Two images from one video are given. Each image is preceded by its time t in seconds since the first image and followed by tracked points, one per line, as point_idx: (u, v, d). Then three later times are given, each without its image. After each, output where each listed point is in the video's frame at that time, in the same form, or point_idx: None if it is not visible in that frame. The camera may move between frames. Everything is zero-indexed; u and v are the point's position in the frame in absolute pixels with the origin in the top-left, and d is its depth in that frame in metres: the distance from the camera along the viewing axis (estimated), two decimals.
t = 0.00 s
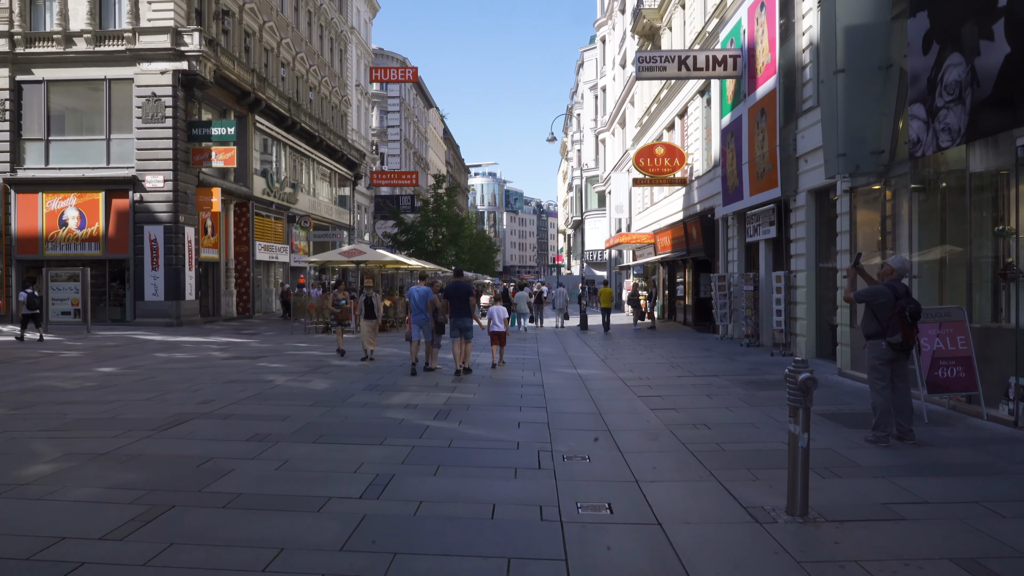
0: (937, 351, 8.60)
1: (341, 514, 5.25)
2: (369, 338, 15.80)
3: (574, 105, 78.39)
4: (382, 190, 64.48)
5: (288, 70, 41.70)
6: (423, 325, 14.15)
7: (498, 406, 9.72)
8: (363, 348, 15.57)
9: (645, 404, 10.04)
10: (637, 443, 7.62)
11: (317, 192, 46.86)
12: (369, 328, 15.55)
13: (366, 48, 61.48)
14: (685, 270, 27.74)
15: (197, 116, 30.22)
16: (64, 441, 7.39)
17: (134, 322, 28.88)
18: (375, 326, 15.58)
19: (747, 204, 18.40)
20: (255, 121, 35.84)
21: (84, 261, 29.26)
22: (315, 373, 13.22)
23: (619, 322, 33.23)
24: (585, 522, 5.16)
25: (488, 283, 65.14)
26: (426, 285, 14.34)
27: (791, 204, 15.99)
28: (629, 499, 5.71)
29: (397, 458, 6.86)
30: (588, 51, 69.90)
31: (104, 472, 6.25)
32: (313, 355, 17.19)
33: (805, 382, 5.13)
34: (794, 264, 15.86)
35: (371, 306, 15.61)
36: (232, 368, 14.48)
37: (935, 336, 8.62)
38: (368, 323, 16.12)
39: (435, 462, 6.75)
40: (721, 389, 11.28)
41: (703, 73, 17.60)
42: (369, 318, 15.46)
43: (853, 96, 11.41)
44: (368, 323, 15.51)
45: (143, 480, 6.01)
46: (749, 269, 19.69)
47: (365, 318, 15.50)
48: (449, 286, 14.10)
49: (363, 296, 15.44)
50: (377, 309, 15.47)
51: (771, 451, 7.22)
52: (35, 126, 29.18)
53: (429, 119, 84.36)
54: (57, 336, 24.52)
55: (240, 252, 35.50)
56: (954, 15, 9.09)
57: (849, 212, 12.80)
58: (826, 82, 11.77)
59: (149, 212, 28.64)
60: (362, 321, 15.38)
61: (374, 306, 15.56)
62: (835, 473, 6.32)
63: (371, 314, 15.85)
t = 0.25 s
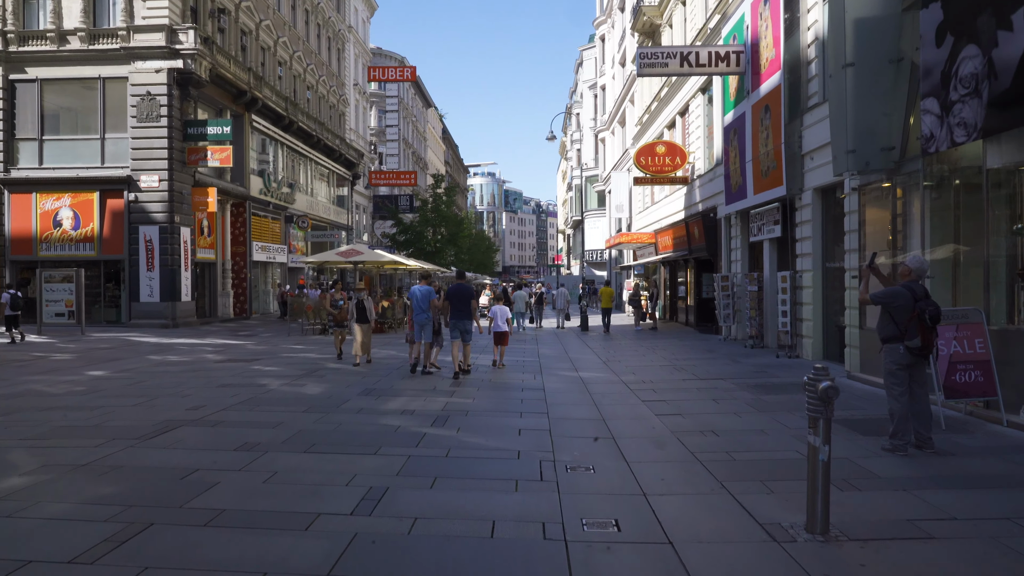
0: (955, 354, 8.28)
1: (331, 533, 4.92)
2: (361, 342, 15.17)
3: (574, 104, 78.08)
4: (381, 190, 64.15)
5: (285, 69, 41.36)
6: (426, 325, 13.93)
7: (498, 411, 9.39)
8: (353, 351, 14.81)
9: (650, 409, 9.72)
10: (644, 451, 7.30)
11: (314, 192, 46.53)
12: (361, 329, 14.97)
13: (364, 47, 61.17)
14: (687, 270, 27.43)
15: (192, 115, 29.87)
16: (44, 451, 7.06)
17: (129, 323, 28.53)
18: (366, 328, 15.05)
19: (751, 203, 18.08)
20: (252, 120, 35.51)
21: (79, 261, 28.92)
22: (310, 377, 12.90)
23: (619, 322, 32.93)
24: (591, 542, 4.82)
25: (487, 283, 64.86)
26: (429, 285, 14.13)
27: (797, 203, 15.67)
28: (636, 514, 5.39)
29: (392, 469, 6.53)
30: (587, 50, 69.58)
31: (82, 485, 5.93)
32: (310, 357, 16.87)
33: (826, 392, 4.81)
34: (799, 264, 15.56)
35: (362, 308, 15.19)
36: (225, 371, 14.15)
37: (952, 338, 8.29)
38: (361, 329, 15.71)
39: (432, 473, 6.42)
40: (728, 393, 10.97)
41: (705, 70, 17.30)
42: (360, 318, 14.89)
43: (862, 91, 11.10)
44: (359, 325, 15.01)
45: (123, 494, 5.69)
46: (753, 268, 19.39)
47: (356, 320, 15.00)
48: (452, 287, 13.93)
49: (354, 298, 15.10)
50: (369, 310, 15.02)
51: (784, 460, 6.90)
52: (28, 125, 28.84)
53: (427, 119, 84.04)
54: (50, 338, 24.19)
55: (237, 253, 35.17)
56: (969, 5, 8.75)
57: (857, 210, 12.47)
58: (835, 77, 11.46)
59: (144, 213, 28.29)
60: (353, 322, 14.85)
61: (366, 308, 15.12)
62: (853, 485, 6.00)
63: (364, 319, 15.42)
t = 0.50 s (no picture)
0: (980, 356, 7.90)
1: (323, 545, 4.60)
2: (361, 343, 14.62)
3: (579, 103, 77.68)
4: (384, 190, 63.90)
5: (288, 67, 41.09)
6: (430, 324, 13.61)
7: (501, 413, 9.08)
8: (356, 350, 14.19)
9: (660, 412, 9.39)
10: (655, 457, 6.97)
11: (318, 191, 46.27)
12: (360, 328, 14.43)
13: (368, 46, 60.92)
14: (694, 270, 27.05)
15: (194, 113, 29.61)
16: (27, 456, 6.75)
17: (130, 323, 28.28)
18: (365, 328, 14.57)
19: (761, 201, 17.72)
20: (254, 118, 35.24)
21: (80, 260, 28.69)
22: (310, 378, 12.59)
23: (625, 322, 32.55)
24: (602, 559, 4.47)
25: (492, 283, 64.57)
26: (434, 283, 13.89)
27: (808, 200, 15.30)
28: (649, 526, 5.06)
29: (391, 476, 6.21)
30: (592, 49, 69.17)
31: (63, 493, 5.61)
32: (310, 358, 16.55)
33: (855, 396, 4.47)
34: (811, 263, 15.19)
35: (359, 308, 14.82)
36: (223, 372, 13.86)
37: (978, 339, 7.92)
38: (361, 329, 15.34)
39: (432, 481, 6.09)
40: (739, 395, 10.61)
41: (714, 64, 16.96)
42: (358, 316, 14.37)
43: (879, 82, 10.77)
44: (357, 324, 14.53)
45: (105, 503, 5.37)
46: (762, 268, 19.03)
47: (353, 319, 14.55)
48: (459, 286, 13.69)
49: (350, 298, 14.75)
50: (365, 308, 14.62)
51: (804, 467, 6.55)
52: (29, 123, 28.64)
53: (432, 118, 83.79)
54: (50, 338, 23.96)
55: (240, 252, 34.91)
56: None
57: (873, 206, 12.11)
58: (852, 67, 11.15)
59: (145, 211, 28.02)
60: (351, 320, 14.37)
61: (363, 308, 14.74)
62: (879, 495, 5.65)
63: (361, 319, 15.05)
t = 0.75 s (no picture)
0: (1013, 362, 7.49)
1: (311, 573, 4.21)
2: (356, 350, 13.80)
3: (584, 102, 77.21)
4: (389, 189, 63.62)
5: (292, 66, 40.77)
6: (434, 327, 13.25)
7: (506, 421, 8.70)
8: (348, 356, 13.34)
9: (672, 419, 8.99)
10: (669, 470, 6.56)
11: (322, 190, 45.99)
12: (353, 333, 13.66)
13: (372, 44, 60.60)
14: (702, 270, 26.63)
15: (196, 112, 29.30)
16: (5, 468, 6.40)
17: (131, 324, 28.02)
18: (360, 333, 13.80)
19: (773, 200, 17.29)
20: (257, 117, 34.94)
21: (81, 260, 28.44)
22: (309, 382, 12.24)
23: (631, 323, 32.16)
24: None
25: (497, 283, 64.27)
26: (437, 285, 13.49)
27: (822, 199, 14.88)
28: (667, 549, 4.66)
29: (389, 491, 5.82)
30: (598, 47, 68.72)
31: (38, 512, 5.25)
32: (311, 360, 16.21)
33: (897, 411, 4.06)
34: (825, 264, 14.76)
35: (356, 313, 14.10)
36: (221, 375, 13.51)
37: (1011, 344, 7.50)
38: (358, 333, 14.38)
39: (432, 496, 5.71)
40: (754, 401, 10.20)
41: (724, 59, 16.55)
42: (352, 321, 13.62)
43: (901, 75, 10.33)
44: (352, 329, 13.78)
45: (82, 524, 5.00)
46: (774, 268, 18.61)
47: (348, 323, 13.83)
48: (463, 286, 13.33)
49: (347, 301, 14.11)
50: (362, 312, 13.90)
51: (829, 481, 6.13)
52: (30, 122, 28.39)
53: (436, 118, 83.46)
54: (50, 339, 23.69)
55: (242, 252, 34.64)
56: None
57: (892, 204, 11.66)
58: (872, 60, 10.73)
59: (147, 211, 27.72)
60: (344, 323, 13.63)
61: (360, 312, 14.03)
62: (913, 514, 5.24)
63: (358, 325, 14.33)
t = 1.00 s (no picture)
0: None
1: None
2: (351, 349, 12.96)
3: (587, 102, 76.84)
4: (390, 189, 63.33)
5: (292, 64, 40.48)
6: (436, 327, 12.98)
7: (507, 424, 8.36)
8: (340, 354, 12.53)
9: (680, 422, 8.65)
10: (679, 477, 6.22)
11: (323, 189, 45.71)
12: (348, 330, 12.88)
13: (374, 43, 60.31)
14: (707, 269, 26.27)
15: (195, 110, 29.01)
16: None
17: (130, 324, 27.73)
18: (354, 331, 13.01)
19: (781, 197, 16.93)
20: (258, 116, 34.67)
21: (79, 260, 28.17)
22: (306, 383, 11.91)
23: (635, 323, 31.80)
24: None
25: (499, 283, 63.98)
26: (437, 284, 13.18)
27: (831, 197, 14.54)
28: (680, 564, 4.33)
29: (383, 500, 5.48)
30: (601, 46, 68.36)
31: (8, 523, 4.93)
32: (309, 361, 15.89)
33: (933, 417, 3.71)
34: (834, 263, 14.42)
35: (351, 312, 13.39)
36: (216, 376, 13.20)
37: None
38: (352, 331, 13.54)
39: (428, 507, 5.37)
40: (764, 404, 9.85)
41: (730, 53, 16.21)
42: (348, 317, 12.86)
43: (917, 67, 10.05)
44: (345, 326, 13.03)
45: (53, 537, 4.66)
46: (781, 267, 18.26)
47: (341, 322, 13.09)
48: (464, 286, 13.04)
49: (342, 299, 13.48)
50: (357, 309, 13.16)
51: (850, 490, 5.79)
52: (28, 120, 28.14)
53: (438, 117, 83.16)
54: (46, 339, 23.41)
55: (243, 251, 34.35)
56: None
57: (905, 200, 11.33)
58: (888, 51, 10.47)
59: (146, 210, 27.44)
60: (337, 320, 12.85)
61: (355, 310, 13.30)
62: (942, 527, 4.90)
63: (354, 326, 13.61)
